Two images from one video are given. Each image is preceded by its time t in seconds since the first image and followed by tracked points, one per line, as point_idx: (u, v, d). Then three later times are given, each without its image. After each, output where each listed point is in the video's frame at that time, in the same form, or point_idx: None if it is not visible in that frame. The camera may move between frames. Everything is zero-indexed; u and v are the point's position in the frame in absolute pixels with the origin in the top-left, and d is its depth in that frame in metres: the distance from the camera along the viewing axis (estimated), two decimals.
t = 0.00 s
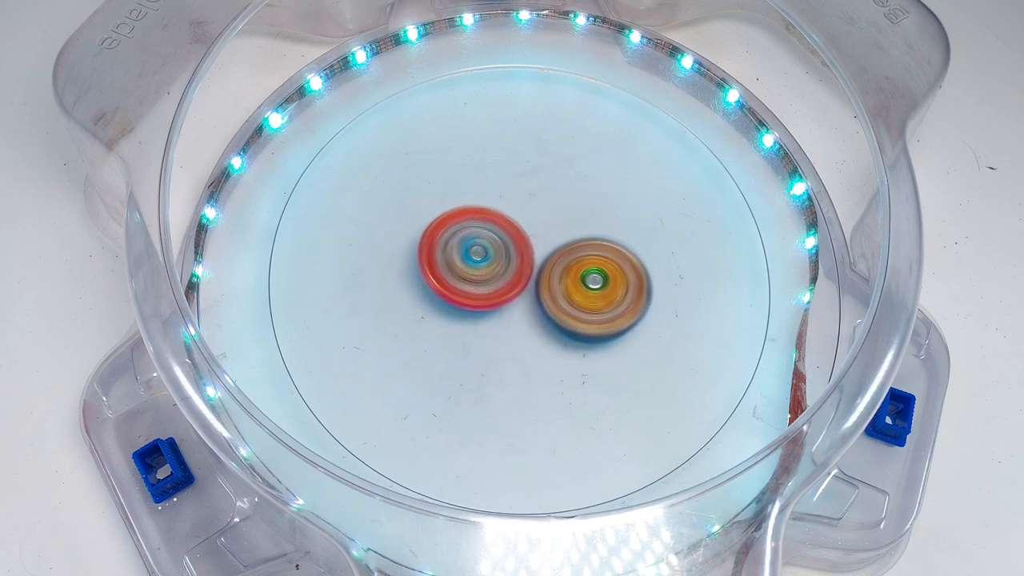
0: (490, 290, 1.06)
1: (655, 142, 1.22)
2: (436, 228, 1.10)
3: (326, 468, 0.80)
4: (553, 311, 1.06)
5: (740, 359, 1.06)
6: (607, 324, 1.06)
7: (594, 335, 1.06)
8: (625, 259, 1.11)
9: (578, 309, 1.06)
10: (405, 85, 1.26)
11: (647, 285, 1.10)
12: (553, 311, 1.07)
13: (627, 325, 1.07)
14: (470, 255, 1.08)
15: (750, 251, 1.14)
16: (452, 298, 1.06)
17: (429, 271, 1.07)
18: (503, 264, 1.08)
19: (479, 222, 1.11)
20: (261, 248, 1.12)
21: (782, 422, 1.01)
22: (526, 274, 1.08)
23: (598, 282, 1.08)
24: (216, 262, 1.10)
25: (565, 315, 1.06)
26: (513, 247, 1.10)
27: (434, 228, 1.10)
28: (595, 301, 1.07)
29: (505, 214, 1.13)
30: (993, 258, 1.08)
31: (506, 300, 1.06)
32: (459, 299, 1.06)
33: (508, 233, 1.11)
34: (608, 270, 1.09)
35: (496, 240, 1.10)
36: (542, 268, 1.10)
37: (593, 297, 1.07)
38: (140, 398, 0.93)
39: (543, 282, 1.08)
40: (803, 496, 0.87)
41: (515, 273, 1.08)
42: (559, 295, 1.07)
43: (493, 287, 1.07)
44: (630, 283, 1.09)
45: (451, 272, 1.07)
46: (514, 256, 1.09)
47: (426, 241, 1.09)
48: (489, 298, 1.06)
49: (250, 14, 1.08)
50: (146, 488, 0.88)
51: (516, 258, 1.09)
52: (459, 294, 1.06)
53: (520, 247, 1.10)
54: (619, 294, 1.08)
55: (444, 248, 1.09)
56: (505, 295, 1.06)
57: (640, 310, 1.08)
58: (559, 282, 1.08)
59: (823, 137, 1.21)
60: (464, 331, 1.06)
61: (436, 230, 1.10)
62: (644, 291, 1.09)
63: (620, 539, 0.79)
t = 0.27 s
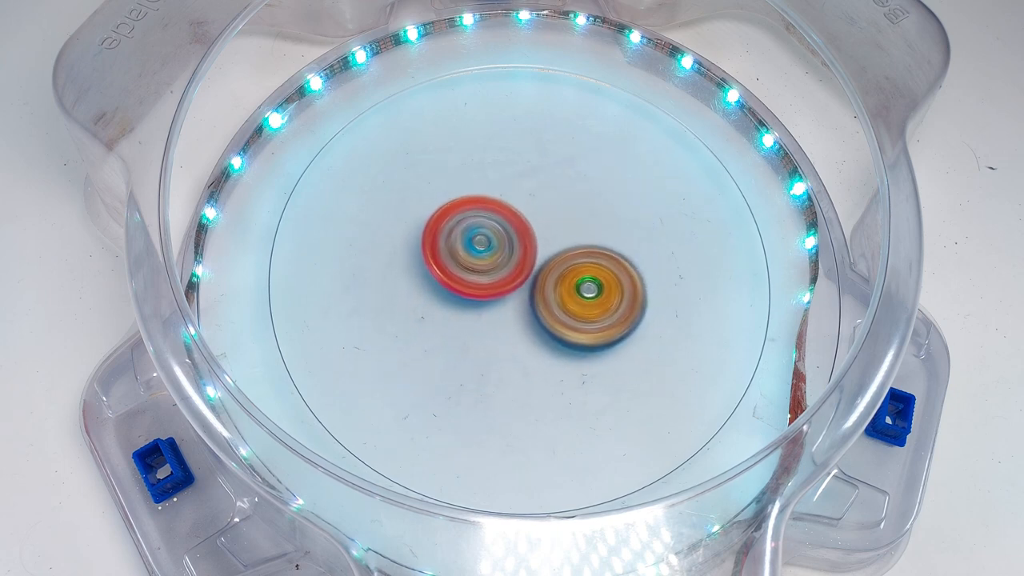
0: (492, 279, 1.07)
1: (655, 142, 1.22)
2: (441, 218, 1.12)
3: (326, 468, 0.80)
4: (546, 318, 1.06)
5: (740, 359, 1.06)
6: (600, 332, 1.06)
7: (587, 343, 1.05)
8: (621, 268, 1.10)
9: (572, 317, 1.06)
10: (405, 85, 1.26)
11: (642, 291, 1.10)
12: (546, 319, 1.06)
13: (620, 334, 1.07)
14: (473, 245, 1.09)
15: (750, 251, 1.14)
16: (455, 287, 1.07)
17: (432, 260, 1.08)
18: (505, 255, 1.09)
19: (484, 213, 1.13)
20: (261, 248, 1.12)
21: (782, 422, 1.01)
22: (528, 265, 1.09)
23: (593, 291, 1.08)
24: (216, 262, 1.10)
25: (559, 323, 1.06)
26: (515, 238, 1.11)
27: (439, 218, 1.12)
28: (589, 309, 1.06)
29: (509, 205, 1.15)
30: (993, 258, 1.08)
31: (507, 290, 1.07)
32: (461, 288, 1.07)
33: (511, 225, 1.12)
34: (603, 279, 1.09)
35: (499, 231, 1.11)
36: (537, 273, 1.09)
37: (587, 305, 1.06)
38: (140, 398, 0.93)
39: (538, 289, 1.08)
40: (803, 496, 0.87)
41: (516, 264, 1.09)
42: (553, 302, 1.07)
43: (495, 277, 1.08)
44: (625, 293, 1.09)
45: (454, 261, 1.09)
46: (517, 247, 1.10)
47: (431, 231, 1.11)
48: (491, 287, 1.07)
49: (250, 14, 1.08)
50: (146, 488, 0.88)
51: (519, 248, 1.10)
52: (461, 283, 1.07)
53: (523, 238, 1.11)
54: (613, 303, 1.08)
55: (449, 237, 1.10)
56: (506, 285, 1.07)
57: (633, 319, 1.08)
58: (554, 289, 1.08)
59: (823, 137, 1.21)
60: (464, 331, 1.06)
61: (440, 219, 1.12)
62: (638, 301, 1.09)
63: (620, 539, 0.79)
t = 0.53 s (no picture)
0: (487, 266, 1.09)
1: (655, 142, 1.22)
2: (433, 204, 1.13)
3: (326, 468, 0.80)
4: (546, 321, 1.06)
5: (740, 359, 1.06)
6: (599, 333, 1.05)
7: (586, 346, 1.05)
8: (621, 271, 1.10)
9: (570, 320, 1.06)
10: (405, 85, 1.26)
11: (641, 291, 1.09)
12: (544, 321, 1.06)
13: (617, 337, 1.06)
14: (467, 232, 1.10)
15: (750, 251, 1.14)
16: (451, 275, 1.08)
17: (427, 247, 1.10)
18: (500, 241, 1.11)
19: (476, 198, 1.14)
20: (261, 248, 1.12)
21: (782, 422, 1.01)
22: (522, 250, 1.11)
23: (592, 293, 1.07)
24: (216, 262, 1.10)
25: (558, 326, 1.06)
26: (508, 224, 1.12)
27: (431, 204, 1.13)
28: (588, 312, 1.06)
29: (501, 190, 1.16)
30: (993, 258, 1.08)
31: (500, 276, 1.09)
32: (456, 276, 1.08)
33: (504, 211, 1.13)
34: (602, 281, 1.08)
35: (492, 217, 1.12)
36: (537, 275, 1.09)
37: (586, 308, 1.06)
38: (140, 398, 0.93)
39: (538, 292, 1.08)
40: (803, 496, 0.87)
41: (510, 250, 1.10)
42: (552, 305, 1.07)
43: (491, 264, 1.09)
44: (624, 296, 1.08)
45: (449, 248, 1.10)
46: (511, 234, 1.12)
47: (424, 218, 1.11)
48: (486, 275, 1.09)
49: (250, 14, 1.08)
50: (146, 488, 0.88)
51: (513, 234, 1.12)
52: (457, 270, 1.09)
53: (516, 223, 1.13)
54: (613, 305, 1.07)
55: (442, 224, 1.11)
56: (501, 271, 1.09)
57: (631, 323, 1.07)
58: (553, 292, 1.08)
59: (823, 137, 1.21)
60: (465, 331, 1.06)
61: (432, 206, 1.12)
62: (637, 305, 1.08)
63: (620, 539, 0.79)
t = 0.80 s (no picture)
0: (491, 266, 1.08)
1: (655, 142, 1.22)
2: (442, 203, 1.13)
3: (326, 468, 0.80)
4: (537, 319, 1.06)
5: (740, 359, 1.06)
6: (589, 334, 1.05)
7: (575, 346, 1.05)
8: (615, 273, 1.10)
9: (562, 319, 1.06)
10: (405, 85, 1.26)
11: (639, 290, 1.10)
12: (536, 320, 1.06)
13: (607, 339, 1.06)
14: (473, 231, 1.10)
15: (750, 251, 1.14)
16: (456, 273, 1.08)
17: (433, 245, 1.09)
18: (507, 241, 1.10)
19: (485, 197, 1.14)
20: (261, 248, 1.12)
21: (782, 422, 1.01)
22: (528, 251, 1.10)
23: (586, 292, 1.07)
24: (216, 262, 1.10)
25: (549, 324, 1.05)
26: (516, 225, 1.12)
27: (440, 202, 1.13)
28: (580, 311, 1.06)
29: (510, 190, 1.15)
30: (993, 258, 1.08)
31: (502, 277, 1.08)
32: (460, 272, 1.08)
33: (513, 211, 1.13)
34: (595, 281, 1.08)
35: (500, 216, 1.12)
36: (532, 274, 1.09)
37: (578, 307, 1.06)
38: (140, 398, 0.93)
39: (530, 290, 1.08)
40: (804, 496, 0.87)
41: (516, 251, 1.10)
42: (544, 304, 1.06)
43: (497, 265, 1.09)
44: (615, 296, 1.08)
45: (454, 247, 1.09)
46: (517, 237, 1.11)
47: (431, 216, 1.12)
48: (491, 275, 1.08)
49: (250, 14, 1.08)
50: (146, 488, 0.88)
51: (520, 235, 1.11)
52: (462, 269, 1.08)
53: (524, 224, 1.12)
54: (605, 307, 1.07)
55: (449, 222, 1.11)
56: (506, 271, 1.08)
57: (621, 325, 1.07)
58: (546, 290, 1.07)
59: (823, 137, 1.21)
60: (465, 331, 1.06)
61: (440, 204, 1.13)
62: (629, 308, 1.08)
63: (620, 539, 0.79)
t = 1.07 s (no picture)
0: (494, 262, 1.09)
1: (656, 142, 1.22)
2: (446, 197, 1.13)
3: (326, 468, 0.80)
4: (529, 320, 1.06)
5: (740, 359, 1.06)
6: (581, 340, 1.05)
7: (566, 351, 1.05)
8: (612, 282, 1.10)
9: (554, 322, 1.06)
10: (405, 85, 1.26)
11: (639, 291, 1.10)
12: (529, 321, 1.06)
13: (598, 346, 1.05)
14: (477, 226, 1.11)
15: (750, 251, 1.14)
16: (459, 267, 1.08)
17: (436, 238, 1.10)
18: (508, 238, 1.11)
19: (489, 193, 1.14)
20: (261, 248, 1.12)
21: (782, 422, 1.01)
22: (530, 249, 1.11)
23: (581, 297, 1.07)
24: (216, 262, 1.10)
25: (542, 327, 1.05)
26: (518, 222, 1.13)
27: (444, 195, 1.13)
28: (573, 316, 1.06)
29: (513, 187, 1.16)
30: (993, 258, 1.08)
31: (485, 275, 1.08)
32: (460, 266, 1.08)
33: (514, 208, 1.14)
34: (591, 288, 1.08)
35: (504, 213, 1.13)
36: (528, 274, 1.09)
37: (572, 312, 1.06)
38: (140, 398, 0.93)
39: (525, 294, 1.08)
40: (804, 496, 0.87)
41: (517, 247, 1.10)
42: (539, 308, 1.06)
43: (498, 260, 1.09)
44: (611, 303, 1.08)
45: (457, 241, 1.10)
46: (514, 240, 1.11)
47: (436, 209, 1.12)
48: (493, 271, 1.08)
49: (250, 15, 1.08)
50: (146, 488, 0.88)
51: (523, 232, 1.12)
52: (464, 263, 1.08)
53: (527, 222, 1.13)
54: (599, 314, 1.07)
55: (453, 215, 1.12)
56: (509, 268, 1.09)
57: (613, 332, 1.06)
58: (541, 292, 1.07)
59: (823, 137, 1.21)
60: (465, 331, 1.06)
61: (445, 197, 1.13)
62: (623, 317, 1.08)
63: (620, 539, 0.79)
